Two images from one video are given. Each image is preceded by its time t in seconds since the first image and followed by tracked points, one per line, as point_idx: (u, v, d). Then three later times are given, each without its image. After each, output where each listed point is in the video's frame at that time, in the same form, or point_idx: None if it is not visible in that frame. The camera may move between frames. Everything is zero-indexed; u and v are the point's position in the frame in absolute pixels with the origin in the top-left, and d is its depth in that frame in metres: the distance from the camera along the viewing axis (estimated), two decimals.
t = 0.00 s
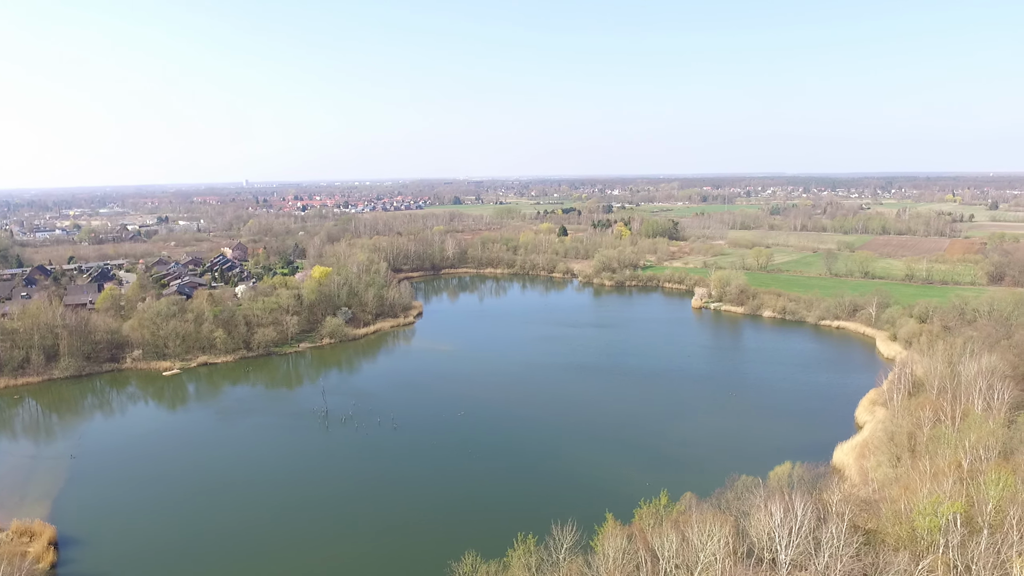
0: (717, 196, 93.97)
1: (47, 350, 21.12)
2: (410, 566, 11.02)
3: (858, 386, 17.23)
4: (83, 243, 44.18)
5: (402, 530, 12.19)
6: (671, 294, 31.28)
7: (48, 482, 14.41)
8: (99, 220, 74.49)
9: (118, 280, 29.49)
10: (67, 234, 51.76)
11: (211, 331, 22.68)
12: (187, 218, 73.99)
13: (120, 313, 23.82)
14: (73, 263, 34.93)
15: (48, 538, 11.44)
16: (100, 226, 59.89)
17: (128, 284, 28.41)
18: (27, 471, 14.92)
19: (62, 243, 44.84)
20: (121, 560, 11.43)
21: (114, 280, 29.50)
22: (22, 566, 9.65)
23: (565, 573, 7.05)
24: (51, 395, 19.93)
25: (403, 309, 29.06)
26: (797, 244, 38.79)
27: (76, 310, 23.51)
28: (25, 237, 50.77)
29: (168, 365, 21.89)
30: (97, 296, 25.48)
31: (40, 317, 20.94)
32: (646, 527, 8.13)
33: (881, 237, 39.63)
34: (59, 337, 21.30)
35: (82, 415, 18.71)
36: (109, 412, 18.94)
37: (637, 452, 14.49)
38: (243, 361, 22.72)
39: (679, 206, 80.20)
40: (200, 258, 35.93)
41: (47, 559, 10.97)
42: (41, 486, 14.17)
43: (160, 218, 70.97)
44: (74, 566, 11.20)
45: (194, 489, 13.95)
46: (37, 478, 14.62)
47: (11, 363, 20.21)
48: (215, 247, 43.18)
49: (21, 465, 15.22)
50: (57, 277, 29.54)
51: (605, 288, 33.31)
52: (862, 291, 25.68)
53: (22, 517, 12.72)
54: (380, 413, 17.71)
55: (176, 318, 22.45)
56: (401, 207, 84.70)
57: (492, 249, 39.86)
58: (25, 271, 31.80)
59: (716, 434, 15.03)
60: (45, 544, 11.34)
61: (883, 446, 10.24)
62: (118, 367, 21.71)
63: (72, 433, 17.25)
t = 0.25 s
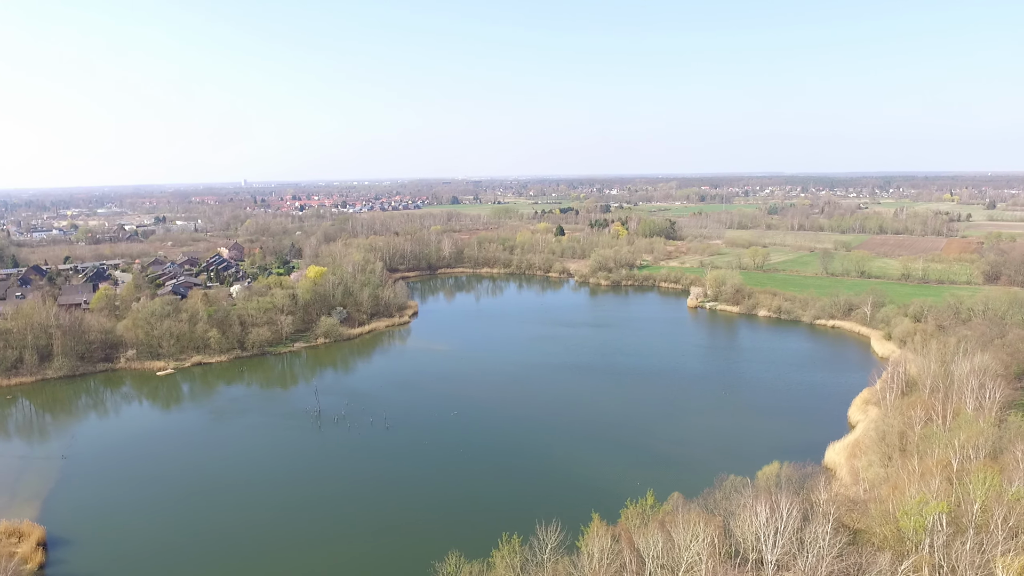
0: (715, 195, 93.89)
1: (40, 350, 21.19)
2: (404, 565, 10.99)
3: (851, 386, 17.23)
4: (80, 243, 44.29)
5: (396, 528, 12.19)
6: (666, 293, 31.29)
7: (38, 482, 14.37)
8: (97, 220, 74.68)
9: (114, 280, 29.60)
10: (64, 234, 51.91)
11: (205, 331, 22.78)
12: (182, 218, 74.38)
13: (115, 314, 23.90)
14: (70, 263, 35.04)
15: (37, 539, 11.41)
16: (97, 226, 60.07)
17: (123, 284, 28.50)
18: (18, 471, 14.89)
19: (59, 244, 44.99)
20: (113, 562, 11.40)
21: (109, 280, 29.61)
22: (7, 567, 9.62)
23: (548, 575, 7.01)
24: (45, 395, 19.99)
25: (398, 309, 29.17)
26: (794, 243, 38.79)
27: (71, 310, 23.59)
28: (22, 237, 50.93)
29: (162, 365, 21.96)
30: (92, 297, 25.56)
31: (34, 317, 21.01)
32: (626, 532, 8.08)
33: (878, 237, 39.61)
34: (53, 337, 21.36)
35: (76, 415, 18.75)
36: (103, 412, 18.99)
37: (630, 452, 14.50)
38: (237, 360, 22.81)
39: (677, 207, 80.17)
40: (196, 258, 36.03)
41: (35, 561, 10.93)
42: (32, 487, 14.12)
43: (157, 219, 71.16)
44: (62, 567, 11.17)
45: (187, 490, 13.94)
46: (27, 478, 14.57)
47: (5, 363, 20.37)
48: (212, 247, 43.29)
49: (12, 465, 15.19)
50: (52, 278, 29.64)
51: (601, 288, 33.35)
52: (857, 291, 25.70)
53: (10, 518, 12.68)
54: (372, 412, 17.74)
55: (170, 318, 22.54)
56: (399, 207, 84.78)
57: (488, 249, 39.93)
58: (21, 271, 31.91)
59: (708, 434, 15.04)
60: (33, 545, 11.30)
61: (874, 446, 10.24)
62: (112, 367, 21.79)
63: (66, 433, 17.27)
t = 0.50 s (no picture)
0: (715, 194, 93.76)
1: (36, 350, 21.31)
2: (397, 564, 11.08)
3: (844, 386, 17.24)
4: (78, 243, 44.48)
5: (392, 527, 12.27)
6: (663, 293, 31.32)
7: (29, 483, 14.39)
8: (96, 220, 74.94)
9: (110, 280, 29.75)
10: (63, 234, 52.12)
11: (200, 331, 22.92)
12: (181, 217, 74.66)
13: (110, 314, 24.04)
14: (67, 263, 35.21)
15: (26, 539, 11.42)
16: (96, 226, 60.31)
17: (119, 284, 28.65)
18: (11, 471, 14.94)
19: (57, 244, 45.18)
20: (107, 563, 11.44)
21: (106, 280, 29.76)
22: None
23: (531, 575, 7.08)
24: (39, 395, 20.10)
25: (394, 309, 29.30)
26: (792, 243, 38.72)
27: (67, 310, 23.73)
28: (20, 237, 51.19)
29: (157, 365, 22.10)
30: (88, 297, 25.71)
31: (28, 317, 21.13)
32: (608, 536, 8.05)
33: (876, 236, 39.56)
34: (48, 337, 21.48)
35: (71, 415, 18.87)
36: (99, 412, 19.10)
37: (622, 452, 14.55)
38: (232, 360, 22.94)
39: (677, 206, 80.09)
40: (193, 258, 36.20)
41: (24, 560, 10.95)
42: (26, 487, 14.15)
43: (155, 218, 71.35)
44: (52, 567, 11.20)
45: (181, 491, 14.01)
46: (20, 478, 14.63)
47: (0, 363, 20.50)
48: (210, 246, 43.45)
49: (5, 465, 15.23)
50: (49, 278, 29.80)
51: (598, 287, 33.41)
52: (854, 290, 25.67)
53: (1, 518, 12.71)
54: (366, 412, 17.84)
55: (165, 318, 22.67)
56: (399, 207, 84.86)
57: (486, 248, 40.01)
58: (18, 271, 32.08)
59: (699, 434, 15.08)
60: (22, 545, 11.31)
61: (867, 447, 10.27)
62: (107, 367, 21.91)
63: (62, 433, 17.36)
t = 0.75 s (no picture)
0: (715, 194, 93.62)
1: (30, 350, 21.44)
2: (391, 563, 11.17)
3: (839, 386, 17.27)
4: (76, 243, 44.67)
5: (384, 527, 12.35)
6: (660, 293, 31.32)
7: (19, 484, 14.44)
8: (94, 220, 75.20)
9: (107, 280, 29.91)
10: (61, 234, 52.27)
11: (195, 330, 23.04)
12: (180, 217, 74.89)
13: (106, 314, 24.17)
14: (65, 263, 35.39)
15: (14, 540, 11.50)
16: (94, 226, 60.51)
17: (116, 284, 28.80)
18: (3, 472, 15.02)
19: (54, 244, 45.46)
20: (100, 564, 11.49)
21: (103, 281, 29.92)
22: None
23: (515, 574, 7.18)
24: (33, 395, 20.22)
25: (390, 309, 29.43)
26: (790, 242, 38.64)
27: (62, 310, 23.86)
28: (19, 237, 51.52)
29: (151, 365, 22.22)
30: (83, 297, 25.84)
31: (23, 316, 21.26)
32: (587, 539, 8.05)
33: (875, 236, 39.50)
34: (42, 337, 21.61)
35: (66, 415, 18.99)
36: (93, 412, 19.22)
37: (613, 452, 14.59)
38: (227, 360, 23.06)
39: (676, 207, 79.93)
40: (191, 258, 36.35)
41: (12, 562, 11.03)
42: (19, 488, 14.21)
43: (154, 219, 71.59)
44: (40, 567, 11.27)
45: (174, 490, 14.08)
46: (11, 478, 14.72)
47: None
48: (208, 246, 43.60)
49: None
50: (46, 278, 29.96)
51: (595, 287, 33.44)
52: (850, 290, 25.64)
53: None
54: (359, 412, 17.92)
55: (160, 318, 22.80)
56: (398, 207, 84.90)
57: (483, 248, 40.07)
58: (16, 271, 32.25)
59: (690, 434, 15.13)
60: (11, 546, 11.40)
61: (860, 447, 10.32)
62: (102, 367, 22.04)
63: (56, 433, 17.46)
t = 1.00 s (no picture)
0: (715, 193, 93.45)
1: (25, 350, 21.56)
2: (384, 562, 11.28)
3: (833, 387, 17.29)
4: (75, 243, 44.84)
5: (379, 527, 12.45)
6: (657, 293, 31.33)
7: (12, 483, 14.52)
8: (93, 220, 75.43)
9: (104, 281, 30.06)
10: (60, 235, 52.45)
11: (190, 330, 23.16)
12: (178, 217, 75.05)
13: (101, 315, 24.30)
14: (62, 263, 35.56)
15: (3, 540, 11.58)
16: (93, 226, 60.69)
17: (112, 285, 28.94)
18: None
19: (51, 244, 45.63)
20: (93, 565, 11.55)
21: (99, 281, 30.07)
22: None
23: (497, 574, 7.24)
24: (28, 395, 20.35)
25: (386, 309, 29.56)
26: (789, 242, 38.56)
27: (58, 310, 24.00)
28: (17, 237, 51.75)
29: (146, 365, 22.34)
30: (79, 297, 25.98)
31: (18, 317, 21.39)
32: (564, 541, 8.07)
33: (873, 235, 39.46)
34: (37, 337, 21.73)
35: (61, 415, 19.12)
36: (89, 412, 19.35)
37: (605, 452, 14.65)
38: (222, 360, 23.20)
39: (675, 206, 79.76)
40: (188, 258, 36.49)
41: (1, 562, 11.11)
42: (13, 489, 14.25)
43: (152, 219, 71.75)
44: (29, 567, 11.36)
45: (168, 491, 14.15)
46: (5, 478, 14.81)
47: None
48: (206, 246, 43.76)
49: None
50: (43, 278, 30.12)
51: (592, 287, 33.47)
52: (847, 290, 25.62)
53: None
54: (353, 412, 18.02)
55: (156, 318, 22.92)
56: (397, 207, 84.94)
57: (481, 248, 40.13)
58: (13, 271, 32.42)
59: (681, 434, 15.18)
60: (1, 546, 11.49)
61: (851, 448, 10.37)
62: (96, 367, 22.17)
63: (51, 433, 17.60)
